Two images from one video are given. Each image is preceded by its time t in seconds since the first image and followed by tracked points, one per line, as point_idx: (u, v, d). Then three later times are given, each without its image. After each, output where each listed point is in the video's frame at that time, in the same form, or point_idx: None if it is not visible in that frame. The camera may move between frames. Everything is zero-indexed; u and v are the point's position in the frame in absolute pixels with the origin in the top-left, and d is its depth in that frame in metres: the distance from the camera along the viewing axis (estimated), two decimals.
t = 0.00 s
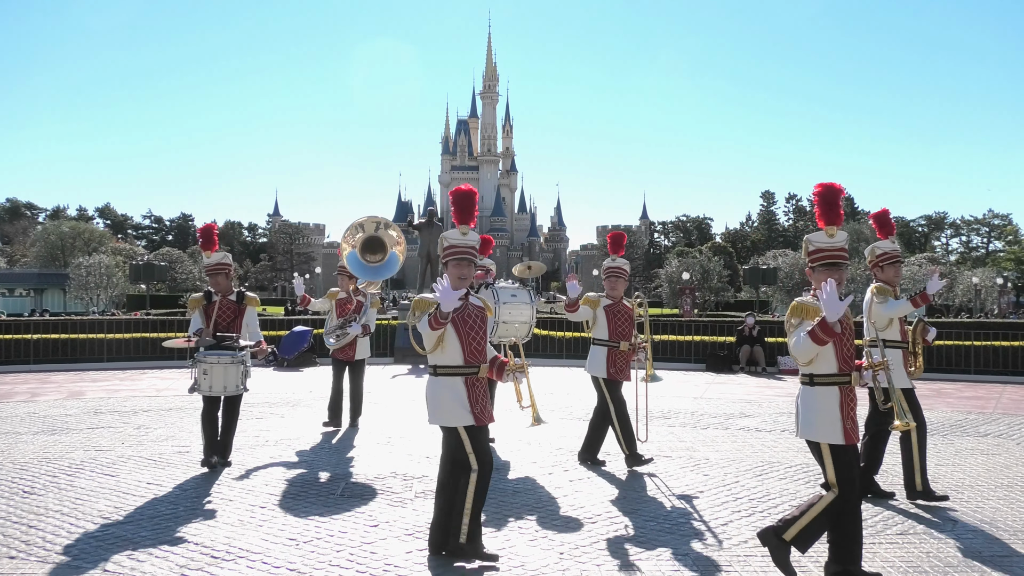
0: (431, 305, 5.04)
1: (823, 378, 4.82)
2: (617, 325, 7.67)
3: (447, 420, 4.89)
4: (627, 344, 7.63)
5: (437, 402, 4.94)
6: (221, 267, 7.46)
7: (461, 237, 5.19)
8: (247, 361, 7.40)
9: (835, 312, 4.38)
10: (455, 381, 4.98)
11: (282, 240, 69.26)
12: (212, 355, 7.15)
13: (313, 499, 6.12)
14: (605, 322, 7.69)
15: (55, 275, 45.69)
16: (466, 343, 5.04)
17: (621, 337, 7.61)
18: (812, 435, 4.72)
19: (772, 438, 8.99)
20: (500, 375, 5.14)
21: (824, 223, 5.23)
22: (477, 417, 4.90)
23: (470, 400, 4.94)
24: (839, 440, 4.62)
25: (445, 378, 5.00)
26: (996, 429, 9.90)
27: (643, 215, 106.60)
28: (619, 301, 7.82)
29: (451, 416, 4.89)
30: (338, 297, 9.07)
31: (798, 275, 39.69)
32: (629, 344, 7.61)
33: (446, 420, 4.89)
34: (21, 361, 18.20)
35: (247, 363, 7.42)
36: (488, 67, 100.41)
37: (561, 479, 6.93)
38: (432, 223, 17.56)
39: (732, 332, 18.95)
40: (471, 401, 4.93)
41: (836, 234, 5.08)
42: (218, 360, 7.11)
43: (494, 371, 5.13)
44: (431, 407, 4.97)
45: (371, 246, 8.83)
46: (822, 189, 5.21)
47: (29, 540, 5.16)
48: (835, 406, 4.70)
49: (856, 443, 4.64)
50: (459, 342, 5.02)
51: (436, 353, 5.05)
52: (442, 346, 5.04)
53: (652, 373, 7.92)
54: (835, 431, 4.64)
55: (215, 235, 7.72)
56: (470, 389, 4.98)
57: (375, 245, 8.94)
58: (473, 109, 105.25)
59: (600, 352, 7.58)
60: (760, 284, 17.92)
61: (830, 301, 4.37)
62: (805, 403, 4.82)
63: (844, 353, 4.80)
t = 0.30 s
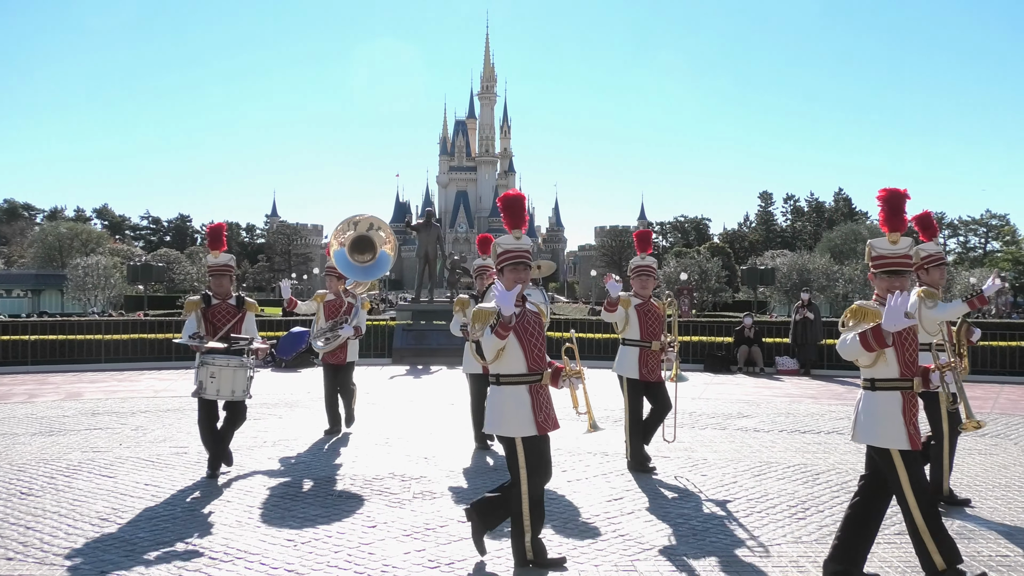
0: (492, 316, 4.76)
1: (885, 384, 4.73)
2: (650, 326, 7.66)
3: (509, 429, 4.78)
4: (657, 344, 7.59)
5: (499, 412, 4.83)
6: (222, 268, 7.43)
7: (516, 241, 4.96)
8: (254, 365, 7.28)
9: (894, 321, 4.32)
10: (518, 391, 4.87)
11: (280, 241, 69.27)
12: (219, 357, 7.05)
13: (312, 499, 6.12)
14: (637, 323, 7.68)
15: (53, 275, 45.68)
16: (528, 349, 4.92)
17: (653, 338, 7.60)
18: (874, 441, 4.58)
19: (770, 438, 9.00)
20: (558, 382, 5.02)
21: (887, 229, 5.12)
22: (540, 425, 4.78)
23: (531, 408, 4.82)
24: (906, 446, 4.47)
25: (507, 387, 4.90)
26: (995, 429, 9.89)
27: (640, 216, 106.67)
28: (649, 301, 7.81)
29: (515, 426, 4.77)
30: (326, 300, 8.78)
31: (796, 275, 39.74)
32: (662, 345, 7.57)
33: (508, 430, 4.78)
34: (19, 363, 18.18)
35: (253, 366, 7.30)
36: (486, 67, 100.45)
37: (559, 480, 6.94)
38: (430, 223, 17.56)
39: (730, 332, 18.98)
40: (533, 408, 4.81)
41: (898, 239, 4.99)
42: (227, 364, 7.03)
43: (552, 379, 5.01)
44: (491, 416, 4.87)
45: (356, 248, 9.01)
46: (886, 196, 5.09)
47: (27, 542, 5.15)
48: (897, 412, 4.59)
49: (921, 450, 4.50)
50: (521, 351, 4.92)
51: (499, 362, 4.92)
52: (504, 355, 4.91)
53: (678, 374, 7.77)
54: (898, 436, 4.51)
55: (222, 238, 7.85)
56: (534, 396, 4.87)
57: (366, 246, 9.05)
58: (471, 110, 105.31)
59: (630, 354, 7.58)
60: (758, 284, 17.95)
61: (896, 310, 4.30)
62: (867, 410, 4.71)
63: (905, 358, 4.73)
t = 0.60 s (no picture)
0: (567, 313, 4.71)
1: (956, 377, 4.68)
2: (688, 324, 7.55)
3: (570, 429, 4.69)
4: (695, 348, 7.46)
5: (562, 410, 4.74)
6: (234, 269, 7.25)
7: (586, 241, 4.96)
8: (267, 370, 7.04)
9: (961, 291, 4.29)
10: (584, 394, 4.78)
11: (278, 241, 69.28)
12: (236, 360, 6.76)
13: (311, 500, 6.12)
14: (675, 325, 7.53)
15: (51, 277, 45.66)
16: (595, 353, 4.86)
17: (692, 341, 7.46)
18: (940, 435, 4.59)
19: (769, 438, 9.00)
20: (609, 389, 5.00)
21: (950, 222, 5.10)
22: (599, 429, 4.68)
23: (594, 412, 4.73)
24: (971, 440, 4.50)
25: (573, 389, 4.82)
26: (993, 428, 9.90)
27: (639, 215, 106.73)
28: (685, 303, 7.68)
29: (577, 426, 4.68)
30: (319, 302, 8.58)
31: (794, 274, 39.77)
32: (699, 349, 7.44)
33: (570, 430, 4.68)
34: (18, 364, 18.18)
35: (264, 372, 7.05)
36: (484, 67, 100.50)
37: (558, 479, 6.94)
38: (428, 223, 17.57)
39: (729, 332, 18.99)
40: (596, 412, 4.72)
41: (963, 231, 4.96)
42: (244, 368, 6.71)
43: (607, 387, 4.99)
44: (550, 415, 4.77)
45: (354, 250, 9.11)
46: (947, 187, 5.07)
47: (26, 543, 5.15)
48: (965, 407, 4.59)
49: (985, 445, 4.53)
50: (589, 352, 4.83)
51: (569, 364, 4.86)
52: (575, 358, 4.84)
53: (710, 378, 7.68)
54: (965, 431, 4.52)
55: (243, 236, 7.68)
56: (597, 399, 4.79)
57: (361, 249, 9.16)
58: (469, 110, 105.32)
59: (668, 357, 7.37)
60: (756, 283, 17.95)
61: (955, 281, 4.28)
62: (933, 405, 4.69)
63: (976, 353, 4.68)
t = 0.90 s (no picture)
0: (634, 308, 4.77)
1: None
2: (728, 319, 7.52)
3: (646, 425, 4.76)
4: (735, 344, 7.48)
5: (634, 406, 4.82)
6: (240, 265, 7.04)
7: (657, 235, 5.00)
8: (289, 370, 6.65)
9: None
10: (655, 390, 4.85)
11: (276, 242, 69.30)
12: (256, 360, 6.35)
13: (309, 501, 6.12)
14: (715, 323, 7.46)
15: (49, 278, 45.62)
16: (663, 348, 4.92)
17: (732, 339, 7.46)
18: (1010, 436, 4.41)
19: (768, 437, 9.00)
20: (678, 384, 5.05)
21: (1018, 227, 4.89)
22: (674, 422, 4.79)
23: (667, 407, 4.82)
24: None
25: (642, 384, 4.89)
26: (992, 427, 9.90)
27: (637, 215, 106.69)
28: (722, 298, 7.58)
29: (649, 421, 4.76)
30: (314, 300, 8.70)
31: (793, 273, 39.78)
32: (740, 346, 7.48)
33: (643, 425, 4.77)
34: (16, 366, 18.15)
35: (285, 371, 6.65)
36: (482, 68, 100.50)
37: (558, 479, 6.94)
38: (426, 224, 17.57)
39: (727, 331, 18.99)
40: (668, 408, 4.80)
41: None
42: (265, 368, 6.29)
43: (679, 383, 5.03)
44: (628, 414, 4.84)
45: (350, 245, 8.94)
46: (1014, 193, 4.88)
47: (26, 545, 5.15)
48: None
49: None
50: (656, 347, 4.90)
51: (636, 358, 4.92)
52: (642, 350, 4.89)
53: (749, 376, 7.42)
54: None
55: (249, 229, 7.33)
56: (666, 395, 4.87)
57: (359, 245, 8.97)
58: (467, 110, 105.31)
59: (711, 356, 7.39)
60: (755, 283, 17.95)
61: None
62: (1004, 407, 4.49)
63: None
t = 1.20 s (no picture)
0: (706, 318, 4.67)
1: None
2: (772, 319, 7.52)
3: (722, 436, 4.58)
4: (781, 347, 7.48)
5: (710, 418, 4.66)
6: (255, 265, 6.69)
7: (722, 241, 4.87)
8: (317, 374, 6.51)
9: None
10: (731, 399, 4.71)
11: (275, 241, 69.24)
12: (285, 362, 6.22)
13: (307, 501, 6.12)
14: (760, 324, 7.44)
15: (48, 277, 45.59)
16: (737, 355, 4.81)
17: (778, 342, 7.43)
18: None
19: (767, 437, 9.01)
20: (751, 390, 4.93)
21: None
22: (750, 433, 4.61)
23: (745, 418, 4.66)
24: None
25: (719, 394, 4.75)
26: (989, 428, 9.92)
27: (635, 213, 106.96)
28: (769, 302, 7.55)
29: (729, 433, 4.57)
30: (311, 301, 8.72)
31: (792, 274, 39.82)
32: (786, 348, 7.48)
33: (719, 436, 4.59)
34: (15, 364, 18.13)
35: (314, 376, 6.52)
36: (482, 67, 100.58)
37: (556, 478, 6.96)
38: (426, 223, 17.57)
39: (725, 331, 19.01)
40: (745, 418, 4.65)
41: None
42: (294, 370, 6.17)
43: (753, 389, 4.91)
44: (699, 423, 4.69)
45: (348, 243, 8.82)
46: None
47: (23, 543, 5.14)
48: None
49: None
50: (730, 355, 4.79)
51: (711, 367, 4.77)
52: (716, 359, 4.77)
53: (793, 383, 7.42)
54: None
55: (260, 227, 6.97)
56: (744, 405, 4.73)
57: (356, 244, 8.86)
58: (467, 110, 105.36)
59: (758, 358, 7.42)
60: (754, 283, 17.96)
61: None
62: None
63: None
